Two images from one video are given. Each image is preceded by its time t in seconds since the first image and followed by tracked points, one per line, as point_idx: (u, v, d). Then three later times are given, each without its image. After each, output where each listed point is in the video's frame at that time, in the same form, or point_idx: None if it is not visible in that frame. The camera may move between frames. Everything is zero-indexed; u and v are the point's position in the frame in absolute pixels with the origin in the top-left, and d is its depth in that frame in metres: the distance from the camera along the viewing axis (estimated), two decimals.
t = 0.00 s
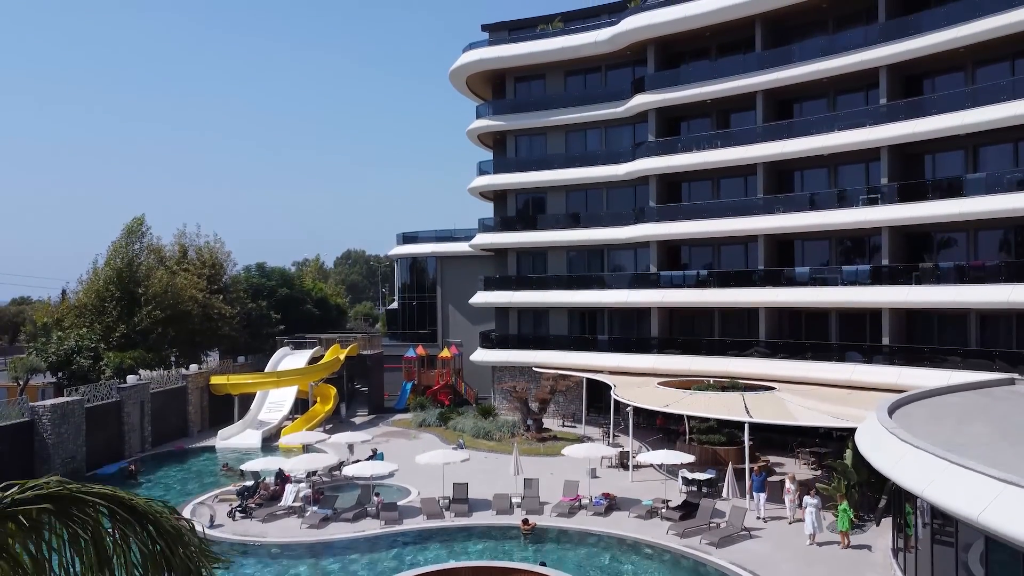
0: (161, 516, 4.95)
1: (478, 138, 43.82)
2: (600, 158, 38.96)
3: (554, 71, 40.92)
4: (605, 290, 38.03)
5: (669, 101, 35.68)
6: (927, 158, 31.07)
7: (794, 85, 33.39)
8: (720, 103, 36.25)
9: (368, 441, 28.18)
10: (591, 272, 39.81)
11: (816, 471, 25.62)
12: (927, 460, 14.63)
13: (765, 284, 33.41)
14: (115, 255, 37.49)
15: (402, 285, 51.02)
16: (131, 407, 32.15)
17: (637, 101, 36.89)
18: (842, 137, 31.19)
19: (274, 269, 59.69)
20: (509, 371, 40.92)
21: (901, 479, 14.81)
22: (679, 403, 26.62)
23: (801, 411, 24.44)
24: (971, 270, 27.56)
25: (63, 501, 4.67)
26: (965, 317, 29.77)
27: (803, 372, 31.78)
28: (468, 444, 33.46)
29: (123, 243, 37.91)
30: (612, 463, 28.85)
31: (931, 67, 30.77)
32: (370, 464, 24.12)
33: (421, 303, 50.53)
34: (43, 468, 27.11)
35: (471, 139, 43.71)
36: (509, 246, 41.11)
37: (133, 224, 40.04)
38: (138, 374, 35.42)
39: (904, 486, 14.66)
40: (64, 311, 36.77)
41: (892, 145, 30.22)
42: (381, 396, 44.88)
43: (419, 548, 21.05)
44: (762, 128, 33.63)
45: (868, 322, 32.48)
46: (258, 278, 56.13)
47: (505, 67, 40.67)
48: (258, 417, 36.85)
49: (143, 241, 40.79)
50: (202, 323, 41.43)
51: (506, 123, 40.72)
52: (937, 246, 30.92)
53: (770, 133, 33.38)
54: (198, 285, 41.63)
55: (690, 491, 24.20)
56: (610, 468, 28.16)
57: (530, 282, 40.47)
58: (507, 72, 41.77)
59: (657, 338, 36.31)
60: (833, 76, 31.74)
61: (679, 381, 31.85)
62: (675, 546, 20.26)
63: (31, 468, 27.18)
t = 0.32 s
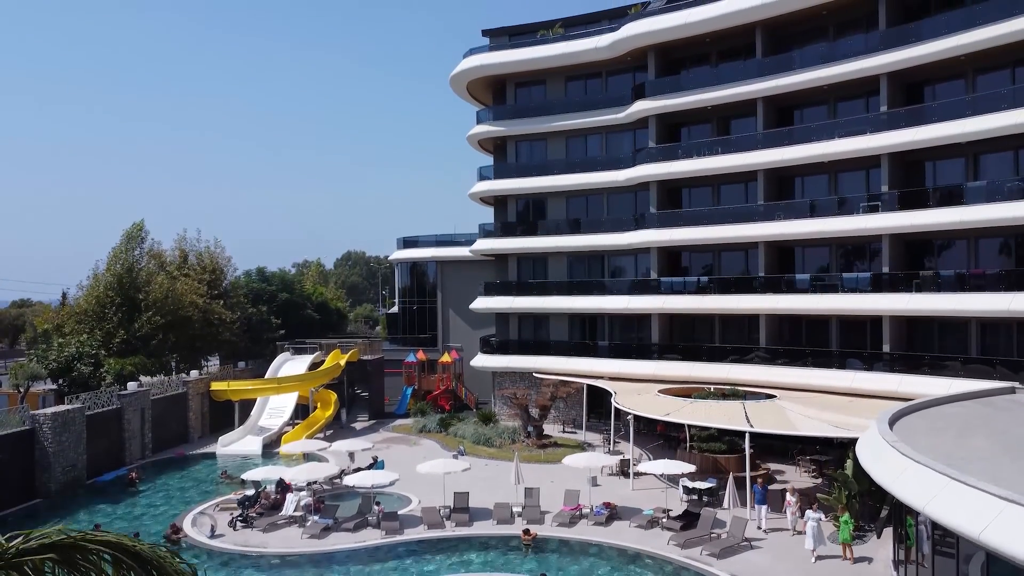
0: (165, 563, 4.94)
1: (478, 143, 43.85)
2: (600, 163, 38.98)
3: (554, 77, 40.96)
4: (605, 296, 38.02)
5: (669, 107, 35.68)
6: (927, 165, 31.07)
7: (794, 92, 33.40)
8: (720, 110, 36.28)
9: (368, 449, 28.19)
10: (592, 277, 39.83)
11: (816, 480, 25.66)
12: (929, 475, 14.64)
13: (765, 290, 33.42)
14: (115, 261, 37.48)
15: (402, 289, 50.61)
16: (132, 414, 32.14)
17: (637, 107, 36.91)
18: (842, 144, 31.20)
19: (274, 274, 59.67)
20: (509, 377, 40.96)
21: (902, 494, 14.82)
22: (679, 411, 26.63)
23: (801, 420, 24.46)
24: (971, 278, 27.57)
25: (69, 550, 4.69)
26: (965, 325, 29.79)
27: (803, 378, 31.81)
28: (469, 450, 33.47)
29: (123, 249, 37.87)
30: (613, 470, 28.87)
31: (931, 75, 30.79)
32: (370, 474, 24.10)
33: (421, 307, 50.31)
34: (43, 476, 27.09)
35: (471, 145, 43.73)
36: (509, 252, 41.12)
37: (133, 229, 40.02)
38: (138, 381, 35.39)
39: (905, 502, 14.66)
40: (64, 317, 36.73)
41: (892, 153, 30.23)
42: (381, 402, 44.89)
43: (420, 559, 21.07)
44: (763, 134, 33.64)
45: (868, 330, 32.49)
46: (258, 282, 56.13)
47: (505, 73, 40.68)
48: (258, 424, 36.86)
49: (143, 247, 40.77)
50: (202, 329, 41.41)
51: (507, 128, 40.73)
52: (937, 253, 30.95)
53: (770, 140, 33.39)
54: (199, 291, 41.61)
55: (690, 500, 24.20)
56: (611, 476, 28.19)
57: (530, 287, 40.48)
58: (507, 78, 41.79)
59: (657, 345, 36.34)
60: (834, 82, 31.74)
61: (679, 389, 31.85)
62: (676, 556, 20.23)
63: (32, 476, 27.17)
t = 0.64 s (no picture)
0: None
1: (479, 149, 43.84)
2: (600, 169, 38.98)
3: (555, 82, 40.97)
4: (605, 302, 38.03)
5: (670, 114, 35.67)
6: (928, 173, 31.08)
7: (794, 98, 33.38)
8: (720, 116, 36.30)
9: (369, 457, 28.20)
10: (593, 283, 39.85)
11: (817, 489, 25.68)
12: (930, 491, 14.64)
13: (766, 297, 33.43)
14: (115, 267, 37.51)
15: (401, 293, 51.43)
16: (132, 421, 32.14)
17: (637, 114, 36.92)
18: (843, 151, 31.19)
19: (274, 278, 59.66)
20: (509, 382, 41.02)
21: (903, 509, 14.84)
22: (680, 420, 26.65)
23: (802, 429, 24.47)
24: (971, 287, 27.57)
25: None
26: (965, 333, 29.81)
27: (803, 386, 31.83)
28: (469, 457, 33.48)
29: (123, 255, 37.91)
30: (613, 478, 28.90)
31: (932, 82, 30.80)
32: (371, 484, 24.07)
33: (420, 311, 51.01)
34: (44, 485, 27.08)
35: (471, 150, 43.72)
36: (509, 257, 41.13)
37: (133, 235, 40.02)
38: (139, 387, 35.39)
39: (906, 517, 14.67)
40: (65, 324, 36.71)
41: (893, 160, 30.23)
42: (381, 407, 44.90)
43: (421, 570, 21.09)
44: (763, 141, 33.62)
45: (868, 337, 32.50)
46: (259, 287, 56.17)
47: (506, 78, 40.68)
48: (259, 430, 36.87)
49: (143, 252, 40.78)
50: (203, 334, 41.42)
51: (507, 134, 40.72)
52: (938, 261, 31.00)
53: (771, 147, 33.38)
54: (199, 296, 41.61)
55: (690, 509, 24.22)
56: (611, 484, 28.22)
57: (530, 293, 40.49)
58: (507, 83, 41.81)
59: (657, 351, 36.36)
60: (835, 90, 31.75)
61: (680, 396, 31.85)
62: (676, 568, 20.23)
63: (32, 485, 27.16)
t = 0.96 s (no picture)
0: None
1: (479, 154, 43.84)
2: (601, 175, 38.96)
3: (555, 88, 40.98)
4: (605, 308, 38.03)
5: (670, 120, 35.66)
6: (928, 180, 31.07)
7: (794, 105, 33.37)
8: (720, 123, 36.31)
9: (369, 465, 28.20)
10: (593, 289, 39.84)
11: (817, 498, 25.69)
12: (930, 507, 14.65)
13: (766, 304, 33.42)
14: (115, 273, 37.57)
15: (402, 297, 51.43)
16: (133, 427, 32.15)
17: (637, 120, 36.91)
18: (843, 158, 31.18)
19: (274, 283, 59.68)
20: (509, 387, 41.05)
21: (903, 525, 14.85)
22: (680, 429, 26.65)
23: (802, 439, 24.47)
24: (971, 295, 27.57)
25: None
26: (965, 342, 29.82)
27: (803, 393, 31.83)
28: (470, 464, 33.50)
29: (123, 261, 38.05)
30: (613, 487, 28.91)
31: (932, 90, 30.81)
32: (371, 493, 24.06)
33: (420, 316, 50.99)
34: (44, 493, 27.07)
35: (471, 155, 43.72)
36: (510, 263, 41.14)
37: (133, 241, 40.07)
38: (139, 394, 35.40)
39: (907, 533, 14.68)
40: (65, 329, 36.73)
41: (893, 168, 30.23)
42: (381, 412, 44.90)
43: None
44: (763, 148, 33.61)
45: (869, 345, 32.49)
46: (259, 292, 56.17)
47: (506, 84, 40.68)
48: (259, 436, 36.85)
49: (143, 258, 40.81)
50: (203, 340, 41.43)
51: (507, 140, 40.72)
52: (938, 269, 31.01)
53: (771, 154, 33.36)
54: (200, 301, 41.61)
55: (691, 519, 24.23)
56: (612, 493, 28.24)
57: (530, 298, 40.49)
58: (507, 89, 41.82)
59: (657, 357, 36.36)
60: (835, 97, 31.75)
61: (680, 403, 31.85)
62: None
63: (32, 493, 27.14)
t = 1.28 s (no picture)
0: None
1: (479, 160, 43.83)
2: (601, 181, 38.94)
3: (555, 94, 40.97)
4: (605, 314, 38.02)
5: (670, 127, 35.64)
6: (928, 188, 31.06)
7: (795, 112, 33.36)
8: (721, 129, 36.31)
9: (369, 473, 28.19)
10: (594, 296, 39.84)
11: (817, 508, 25.70)
12: (930, 523, 14.66)
13: (766, 311, 33.41)
14: (115, 279, 37.61)
15: (402, 300, 51.51)
16: (133, 435, 32.16)
17: (637, 126, 36.90)
18: (843, 166, 31.17)
19: (274, 287, 59.70)
20: (510, 393, 41.07)
21: (904, 541, 14.87)
22: (680, 438, 26.66)
23: (802, 449, 24.49)
24: (971, 304, 27.55)
25: None
26: (965, 350, 29.83)
27: (804, 401, 31.82)
28: (470, 471, 33.53)
29: (123, 266, 38.07)
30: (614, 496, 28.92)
31: (932, 98, 30.82)
32: (372, 503, 24.04)
33: (420, 321, 50.98)
34: (44, 502, 27.09)
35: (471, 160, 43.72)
36: (510, 269, 41.15)
37: (133, 247, 40.11)
38: (140, 400, 35.41)
39: (906, 549, 14.69)
40: (65, 335, 36.75)
41: (893, 176, 30.21)
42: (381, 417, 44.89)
43: None
44: (764, 155, 33.59)
45: (869, 353, 32.49)
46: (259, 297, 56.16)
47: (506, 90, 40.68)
48: (259, 442, 36.85)
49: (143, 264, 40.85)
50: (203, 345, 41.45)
51: (507, 145, 40.71)
52: (938, 277, 31.00)
53: (771, 161, 33.33)
54: (200, 307, 41.61)
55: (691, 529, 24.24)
56: (612, 502, 28.25)
57: (530, 304, 40.47)
58: (507, 95, 41.82)
59: (657, 364, 36.35)
60: (835, 105, 31.74)
61: (680, 411, 31.86)
62: None
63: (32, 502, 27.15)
